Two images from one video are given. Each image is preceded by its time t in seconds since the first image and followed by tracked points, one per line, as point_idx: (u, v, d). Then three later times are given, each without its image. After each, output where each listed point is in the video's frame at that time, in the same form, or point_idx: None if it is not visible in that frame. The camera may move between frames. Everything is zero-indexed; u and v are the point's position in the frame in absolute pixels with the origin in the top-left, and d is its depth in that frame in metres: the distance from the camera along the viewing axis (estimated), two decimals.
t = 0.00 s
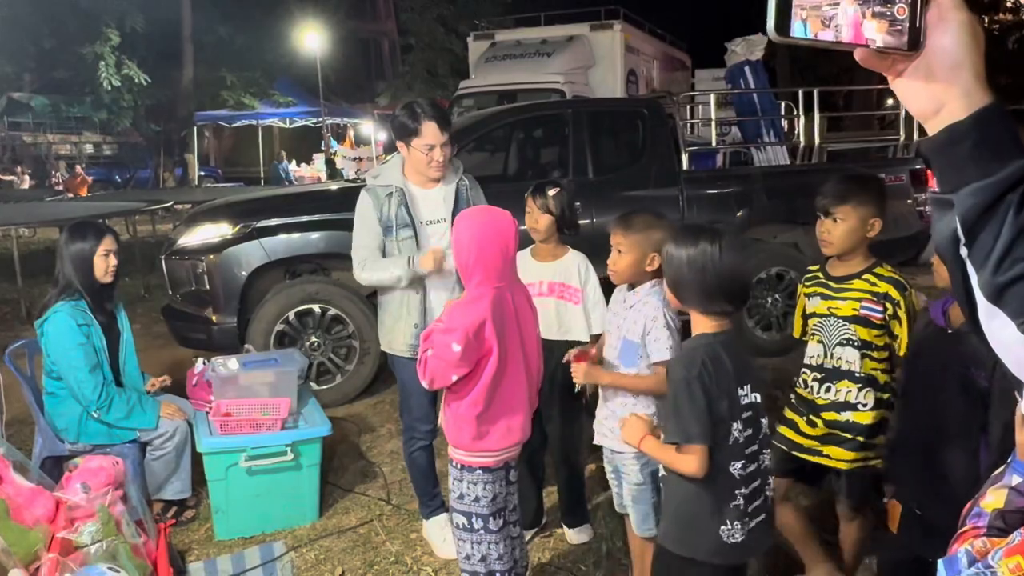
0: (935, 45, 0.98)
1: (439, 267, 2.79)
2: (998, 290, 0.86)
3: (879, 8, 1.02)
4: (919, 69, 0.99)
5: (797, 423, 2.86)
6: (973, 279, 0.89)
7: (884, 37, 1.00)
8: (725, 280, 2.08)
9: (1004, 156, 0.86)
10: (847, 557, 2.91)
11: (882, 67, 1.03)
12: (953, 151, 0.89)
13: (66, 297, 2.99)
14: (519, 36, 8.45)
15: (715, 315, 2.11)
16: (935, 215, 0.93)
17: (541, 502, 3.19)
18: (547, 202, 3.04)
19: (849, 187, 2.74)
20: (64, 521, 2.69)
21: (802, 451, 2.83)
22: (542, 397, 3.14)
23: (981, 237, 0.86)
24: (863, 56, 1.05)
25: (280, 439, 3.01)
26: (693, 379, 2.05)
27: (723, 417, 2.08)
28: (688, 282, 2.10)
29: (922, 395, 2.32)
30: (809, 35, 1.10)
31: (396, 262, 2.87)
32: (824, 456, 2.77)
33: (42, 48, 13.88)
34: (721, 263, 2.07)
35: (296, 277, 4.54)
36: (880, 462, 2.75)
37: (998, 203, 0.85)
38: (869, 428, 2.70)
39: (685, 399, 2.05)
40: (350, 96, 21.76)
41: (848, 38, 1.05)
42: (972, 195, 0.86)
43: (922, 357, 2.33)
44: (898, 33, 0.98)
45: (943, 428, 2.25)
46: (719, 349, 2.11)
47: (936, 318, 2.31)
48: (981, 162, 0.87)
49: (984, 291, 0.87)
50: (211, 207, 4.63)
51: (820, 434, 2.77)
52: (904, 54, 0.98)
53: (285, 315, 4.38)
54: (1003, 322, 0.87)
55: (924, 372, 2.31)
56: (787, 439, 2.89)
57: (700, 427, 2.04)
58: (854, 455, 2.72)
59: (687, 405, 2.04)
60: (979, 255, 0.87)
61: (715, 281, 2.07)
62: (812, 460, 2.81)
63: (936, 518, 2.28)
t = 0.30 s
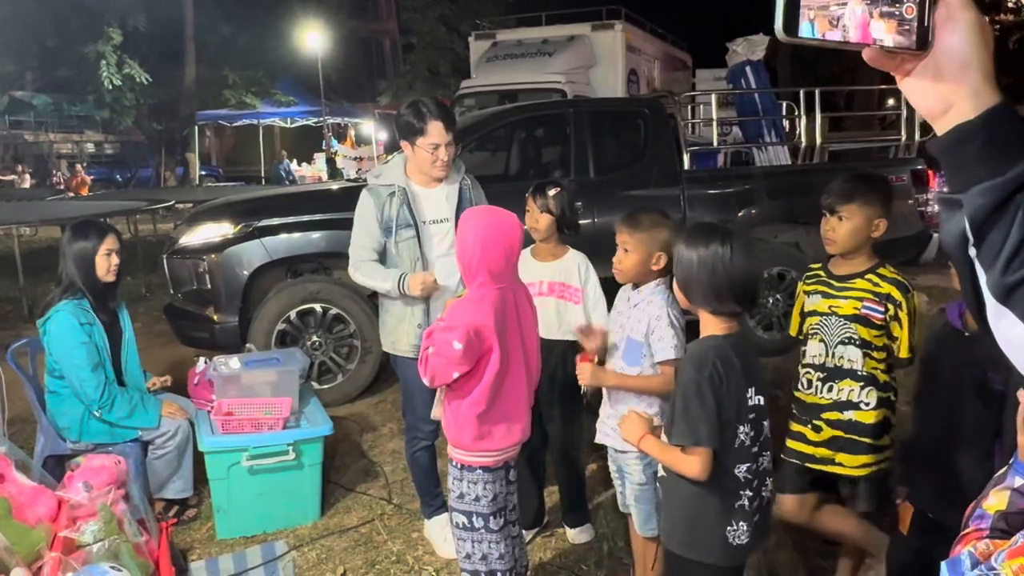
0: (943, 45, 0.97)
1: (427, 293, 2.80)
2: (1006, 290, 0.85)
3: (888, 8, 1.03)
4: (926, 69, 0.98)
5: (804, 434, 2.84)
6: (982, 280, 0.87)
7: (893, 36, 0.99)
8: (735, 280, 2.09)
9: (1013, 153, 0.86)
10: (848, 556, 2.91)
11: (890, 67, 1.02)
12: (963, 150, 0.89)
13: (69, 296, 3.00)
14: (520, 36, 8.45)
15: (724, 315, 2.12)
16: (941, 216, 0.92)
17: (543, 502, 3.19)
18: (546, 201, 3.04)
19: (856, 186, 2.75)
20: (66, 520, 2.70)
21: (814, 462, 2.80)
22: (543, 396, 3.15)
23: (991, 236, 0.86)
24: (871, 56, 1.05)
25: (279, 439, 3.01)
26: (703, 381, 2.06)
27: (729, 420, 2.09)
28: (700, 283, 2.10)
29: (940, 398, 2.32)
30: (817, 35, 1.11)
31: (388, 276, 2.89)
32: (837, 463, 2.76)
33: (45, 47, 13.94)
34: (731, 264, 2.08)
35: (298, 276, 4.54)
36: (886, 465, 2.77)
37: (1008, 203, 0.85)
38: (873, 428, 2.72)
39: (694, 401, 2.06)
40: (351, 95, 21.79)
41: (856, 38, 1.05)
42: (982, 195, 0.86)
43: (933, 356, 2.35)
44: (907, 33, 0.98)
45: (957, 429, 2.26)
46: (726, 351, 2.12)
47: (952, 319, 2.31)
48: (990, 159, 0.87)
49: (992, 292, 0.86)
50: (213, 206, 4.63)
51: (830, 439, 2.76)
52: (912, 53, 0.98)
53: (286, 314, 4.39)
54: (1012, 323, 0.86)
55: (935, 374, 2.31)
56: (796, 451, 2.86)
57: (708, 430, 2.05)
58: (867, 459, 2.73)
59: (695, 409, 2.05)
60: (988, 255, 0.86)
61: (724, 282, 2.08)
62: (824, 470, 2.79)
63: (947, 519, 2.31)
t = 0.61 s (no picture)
0: (947, 49, 0.99)
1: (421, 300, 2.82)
2: (1010, 293, 0.86)
3: (891, 11, 1.03)
4: (930, 72, 1.00)
5: (808, 439, 2.85)
6: (986, 283, 0.88)
7: (897, 41, 1.01)
8: (741, 283, 2.11)
9: (1015, 158, 0.87)
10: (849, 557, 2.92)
11: (894, 71, 1.04)
12: (968, 154, 0.89)
13: (70, 296, 3.00)
14: (521, 36, 8.44)
15: (730, 318, 2.14)
16: (948, 218, 0.93)
17: (544, 502, 3.19)
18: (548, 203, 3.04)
19: (862, 188, 2.76)
20: (68, 520, 2.71)
21: (823, 468, 2.80)
22: (545, 397, 3.15)
23: (996, 239, 0.87)
24: (873, 60, 1.06)
25: (281, 439, 3.02)
26: (707, 385, 2.08)
27: (731, 426, 2.12)
28: (705, 286, 2.12)
29: (949, 400, 2.46)
30: (820, 39, 1.08)
31: (387, 279, 2.90)
32: (843, 467, 2.77)
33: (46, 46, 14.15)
34: (737, 268, 2.09)
35: (299, 276, 4.54)
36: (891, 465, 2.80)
37: (1013, 206, 0.85)
38: (879, 428, 2.74)
39: (699, 404, 2.08)
40: (352, 94, 21.77)
41: (859, 42, 1.05)
42: (987, 198, 0.87)
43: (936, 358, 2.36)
44: (911, 37, 1.00)
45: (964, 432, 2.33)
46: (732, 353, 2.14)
47: (959, 319, 2.47)
48: (996, 162, 0.87)
49: (997, 295, 0.87)
50: (214, 205, 4.63)
51: (837, 441, 2.77)
52: (916, 57, 1.00)
53: (287, 314, 4.40)
54: (1017, 326, 0.86)
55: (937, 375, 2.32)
56: (804, 459, 2.85)
57: (712, 435, 2.07)
58: (874, 459, 2.76)
59: (700, 413, 2.07)
60: (993, 258, 0.87)
61: (729, 285, 2.10)
62: (832, 474, 2.79)
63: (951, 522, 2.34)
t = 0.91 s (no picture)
0: (953, 48, 0.99)
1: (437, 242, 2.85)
2: (1013, 291, 0.86)
3: (897, 10, 1.03)
4: (935, 70, 1.00)
5: (809, 438, 2.87)
6: (989, 280, 0.88)
7: (903, 40, 1.00)
8: (742, 286, 2.13)
9: (1021, 157, 0.87)
10: (848, 556, 2.93)
11: (900, 68, 1.04)
12: (972, 152, 0.89)
13: (74, 295, 3.02)
14: (523, 37, 8.45)
15: (731, 319, 2.16)
16: (952, 216, 0.93)
17: (545, 500, 3.22)
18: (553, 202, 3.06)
19: (865, 189, 2.78)
20: (72, 518, 2.76)
21: (826, 466, 2.82)
22: (546, 397, 3.16)
23: (1000, 238, 0.86)
24: (880, 57, 1.05)
25: (284, 437, 3.04)
26: (706, 389, 2.11)
27: (731, 429, 2.15)
28: (705, 289, 2.15)
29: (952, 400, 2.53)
30: (827, 37, 1.09)
31: (394, 251, 2.91)
32: (847, 466, 2.80)
33: (50, 46, 14.25)
34: (738, 269, 2.12)
35: (302, 276, 4.56)
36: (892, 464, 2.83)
37: (1016, 204, 0.85)
38: (882, 427, 2.77)
39: (698, 408, 2.10)
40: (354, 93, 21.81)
41: (866, 39, 1.05)
42: (990, 197, 0.86)
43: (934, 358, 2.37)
44: (916, 36, 1.00)
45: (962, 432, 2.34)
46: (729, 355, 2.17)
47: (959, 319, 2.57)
48: (1000, 162, 0.87)
49: (999, 293, 0.87)
50: (218, 205, 4.65)
51: (839, 440, 2.80)
52: (922, 56, 0.99)
53: (290, 313, 4.41)
54: (1018, 323, 0.87)
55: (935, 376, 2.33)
56: (807, 458, 2.87)
57: (710, 439, 2.10)
58: (876, 458, 2.79)
59: (699, 416, 2.10)
60: (997, 257, 0.87)
61: (731, 287, 2.12)
62: (835, 473, 2.81)
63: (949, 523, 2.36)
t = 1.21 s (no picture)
0: (930, 58, 1.05)
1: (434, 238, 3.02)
2: (987, 287, 0.91)
3: (876, 23, 1.10)
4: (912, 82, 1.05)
5: (795, 428, 3.06)
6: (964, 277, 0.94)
7: (883, 51, 1.06)
8: (730, 285, 2.33)
9: (993, 164, 0.92)
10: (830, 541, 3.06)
11: (880, 78, 1.09)
12: (948, 158, 0.95)
13: (102, 293, 3.22)
14: (524, 52, 8.67)
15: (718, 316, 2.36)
16: (929, 217, 0.99)
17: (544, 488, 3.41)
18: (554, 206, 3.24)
19: (847, 197, 2.98)
20: (100, 502, 3.00)
21: (810, 455, 3.02)
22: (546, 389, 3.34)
23: (973, 238, 0.91)
24: (861, 68, 1.11)
25: (298, 428, 3.23)
26: (697, 385, 2.30)
27: (721, 421, 2.35)
28: (696, 289, 2.33)
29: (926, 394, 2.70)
30: (811, 48, 1.17)
31: (397, 246, 3.10)
32: (831, 454, 2.98)
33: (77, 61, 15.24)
34: (725, 270, 2.32)
35: (315, 276, 4.75)
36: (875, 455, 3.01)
37: (990, 206, 0.90)
38: (863, 419, 2.95)
39: (690, 403, 2.29)
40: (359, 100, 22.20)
41: (848, 51, 1.13)
42: (965, 199, 0.91)
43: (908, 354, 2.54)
44: (896, 48, 1.05)
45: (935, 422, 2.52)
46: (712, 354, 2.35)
47: (935, 321, 2.77)
48: (976, 169, 0.93)
49: (975, 289, 0.93)
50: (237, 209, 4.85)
51: (823, 431, 2.99)
52: (900, 66, 1.05)
53: (304, 311, 4.61)
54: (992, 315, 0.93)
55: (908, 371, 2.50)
56: (794, 447, 3.07)
57: (703, 432, 2.28)
58: (858, 448, 2.97)
59: (691, 410, 2.28)
60: (971, 255, 0.92)
61: (718, 286, 2.32)
62: (819, 461, 3.00)
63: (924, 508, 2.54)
